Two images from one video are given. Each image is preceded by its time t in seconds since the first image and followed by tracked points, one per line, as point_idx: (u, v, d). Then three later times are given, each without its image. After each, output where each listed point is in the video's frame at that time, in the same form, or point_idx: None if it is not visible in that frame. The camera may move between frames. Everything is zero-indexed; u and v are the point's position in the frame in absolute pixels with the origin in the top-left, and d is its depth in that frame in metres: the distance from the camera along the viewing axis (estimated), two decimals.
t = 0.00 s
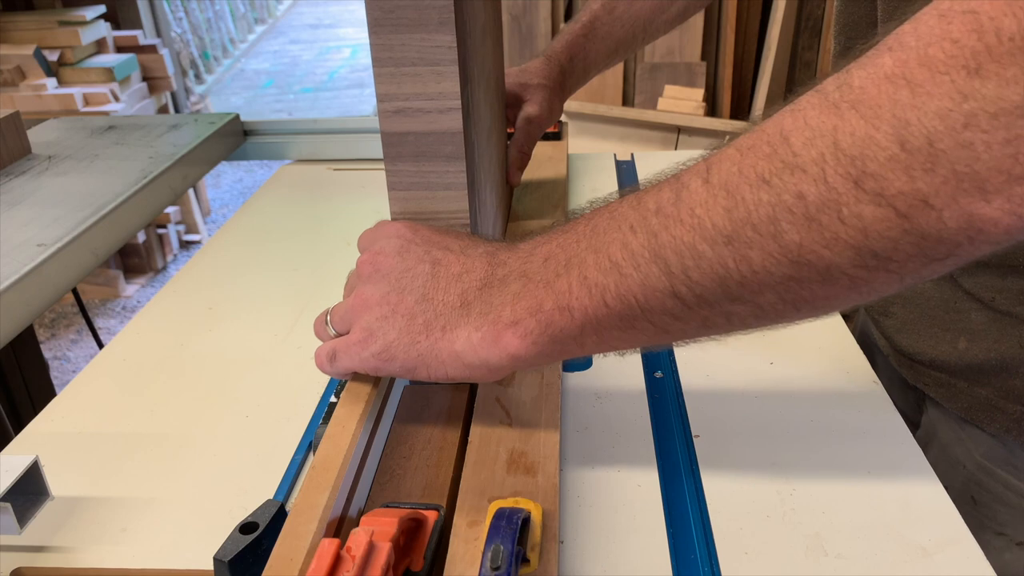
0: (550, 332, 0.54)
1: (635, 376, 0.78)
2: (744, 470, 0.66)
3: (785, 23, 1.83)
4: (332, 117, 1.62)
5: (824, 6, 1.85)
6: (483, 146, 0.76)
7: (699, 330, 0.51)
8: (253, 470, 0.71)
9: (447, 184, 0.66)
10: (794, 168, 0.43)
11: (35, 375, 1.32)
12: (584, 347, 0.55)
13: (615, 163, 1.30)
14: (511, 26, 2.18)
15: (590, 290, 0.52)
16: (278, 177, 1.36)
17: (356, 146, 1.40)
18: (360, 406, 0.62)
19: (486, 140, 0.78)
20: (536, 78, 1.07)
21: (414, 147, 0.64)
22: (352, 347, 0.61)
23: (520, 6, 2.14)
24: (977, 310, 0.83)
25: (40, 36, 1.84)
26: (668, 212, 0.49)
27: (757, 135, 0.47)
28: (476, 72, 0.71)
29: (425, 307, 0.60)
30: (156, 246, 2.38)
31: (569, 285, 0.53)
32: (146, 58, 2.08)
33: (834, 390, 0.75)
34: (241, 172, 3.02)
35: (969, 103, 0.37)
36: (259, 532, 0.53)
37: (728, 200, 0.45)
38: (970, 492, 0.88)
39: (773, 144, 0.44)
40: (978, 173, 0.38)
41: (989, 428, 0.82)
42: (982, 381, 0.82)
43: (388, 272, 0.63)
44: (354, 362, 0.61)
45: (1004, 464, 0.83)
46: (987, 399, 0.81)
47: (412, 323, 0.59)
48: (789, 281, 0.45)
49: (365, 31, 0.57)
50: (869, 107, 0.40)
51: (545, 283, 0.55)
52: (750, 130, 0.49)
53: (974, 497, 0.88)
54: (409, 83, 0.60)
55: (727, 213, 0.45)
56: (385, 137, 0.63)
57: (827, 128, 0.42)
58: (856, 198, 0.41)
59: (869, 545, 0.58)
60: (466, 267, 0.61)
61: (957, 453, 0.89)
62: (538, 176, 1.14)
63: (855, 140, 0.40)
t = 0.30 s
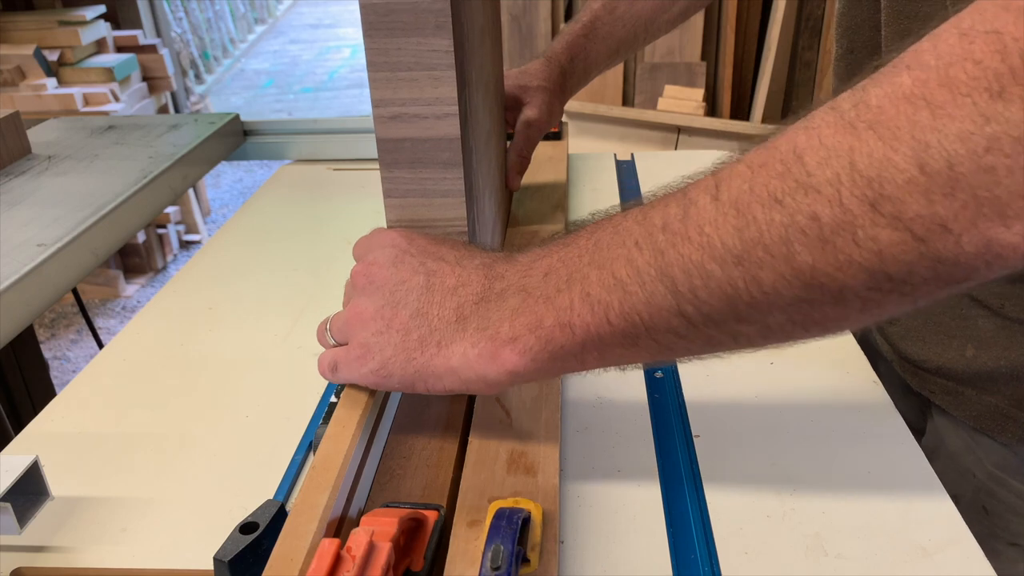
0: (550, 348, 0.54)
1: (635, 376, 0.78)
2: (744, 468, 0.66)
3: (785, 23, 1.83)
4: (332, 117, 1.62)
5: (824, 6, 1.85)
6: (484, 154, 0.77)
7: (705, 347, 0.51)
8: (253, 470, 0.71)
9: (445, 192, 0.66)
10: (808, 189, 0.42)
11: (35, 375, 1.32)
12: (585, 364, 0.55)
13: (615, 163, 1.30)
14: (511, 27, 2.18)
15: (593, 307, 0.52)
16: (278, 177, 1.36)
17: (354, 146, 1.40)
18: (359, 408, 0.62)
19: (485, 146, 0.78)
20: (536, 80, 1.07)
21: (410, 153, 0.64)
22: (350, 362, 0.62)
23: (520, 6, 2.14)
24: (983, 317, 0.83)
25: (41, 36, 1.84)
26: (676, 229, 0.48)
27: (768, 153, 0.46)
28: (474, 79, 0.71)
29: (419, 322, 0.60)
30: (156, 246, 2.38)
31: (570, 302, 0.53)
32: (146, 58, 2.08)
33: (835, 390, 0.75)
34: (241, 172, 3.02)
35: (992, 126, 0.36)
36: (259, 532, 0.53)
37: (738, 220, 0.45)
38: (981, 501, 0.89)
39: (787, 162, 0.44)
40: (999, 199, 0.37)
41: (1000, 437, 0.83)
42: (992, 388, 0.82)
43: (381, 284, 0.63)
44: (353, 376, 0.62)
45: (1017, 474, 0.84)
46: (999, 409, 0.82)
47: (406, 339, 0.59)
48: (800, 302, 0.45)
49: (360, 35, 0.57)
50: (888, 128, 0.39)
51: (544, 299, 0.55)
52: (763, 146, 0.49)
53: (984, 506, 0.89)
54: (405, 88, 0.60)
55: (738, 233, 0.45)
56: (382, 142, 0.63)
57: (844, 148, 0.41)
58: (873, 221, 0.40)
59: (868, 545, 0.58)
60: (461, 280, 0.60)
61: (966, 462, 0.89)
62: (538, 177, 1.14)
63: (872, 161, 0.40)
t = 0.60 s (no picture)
0: (553, 357, 0.54)
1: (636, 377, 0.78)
2: (744, 467, 0.66)
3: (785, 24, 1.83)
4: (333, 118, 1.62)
5: (824, 6, 1.85)
6: (484, 155, 0.77)
7: (708, 360, 0.51)
8: (253, 471, 0.71)
9: (445, 192, 0.66)
10: (814, 211, 0.42)
11: (35, 375, 1.32)
12: (586, 372, 0.55)
13: (615, 163, 1.30)
14: (511, 27, 2.18)
15: (596, 321, 0.52)
16: (277, 177, 1.36)
17: (353, 145, 1.40)
18: (359, 408, 0.62)
19: (485, 146, 0.78)
20: (535, 78, 1.07)
21: (410, 154, 0.64)
22: (352, 366, 0.62)
23: (520, 6, 2.14)
24: (988, 321, 0.84)
25: (40, 36, 1.84)
26: (680, 245, 0.48)
27: (774, 170, 0.46)
28: (475, 79, 0.71)
29: (422, 328, 0.59)
30: (156, 246, 2.38)
31: (573, 314, 0.53)
32: (146, 58, 2.08)
33: (833, 390, 0.75)
34: (241, 172, 3.02)
35: (1000, 155, 0.36)
36: (259, 532, 0.53)
37: (744, 238, 0.45)
38: (1003, 509, 0.87)
39: (792, 182, 0.44)
40: (1006, 227, 0.37)
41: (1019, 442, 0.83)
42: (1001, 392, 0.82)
43: (382, 289, 0.63)
44: (355, 379, 0.62)
45: None
46: (1010, 413, 0.82)
47: (408, 345, 0.59)
48: (802, 320, 0.45)
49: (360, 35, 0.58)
50: (896, 153, 0.40)
51: (546, 309, 0.55)
52: (776, 159, 0.48)
53: (1007, 515, 0.87)
54: (405, 88, 0.60)
55: (743, 252, 0.45)
56: (381, 142, 0.63)
57: (850, 171, 0.41)
58: (878, 245, 0.40)
59: (867, 545, 0.58)
60: (462, 286, 0.60)
61: (985, 470, 0.88)
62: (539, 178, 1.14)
63: (879, 186, 0.40)
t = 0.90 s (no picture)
0: (549, 340, 0.54)
1: (634, 375, 0.78)
2: (743, 465, 0.66)
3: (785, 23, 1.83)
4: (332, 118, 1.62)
5: (824, 6, 1.85)
6: (483, 151, 0.76)
7: (698, 336, 0.51)
8: (252, 470, 0.71)
9: (445, 188, 0.66)
10: (792, 179, 0.42)
11: (35, 375, 1.32)
12: (582, 354, 0.55)
13: (615, 163, 1.30)
14: (511, 27, 2.19)
15: (587, 300, 0.52)
16: (276, 177, 1.36)
17: (354, 146, 1.40)
18: (359, 407, 0.61)
19: (486, 143, 0.78)
20: (534, 76, 1.08)
21: (411, 149, 0.64)
22: (352, 358, 0.62)
23: (520, 6, 2.15)
24: (954, 312, 0.86)
25: (40, 36, 1.84)
26: (667, 222, 0.49)
27: (755, 144, 0.46)
28: (475, 76, 0.71)
29: (423, 316, 0.60)
30: (156, 246, 2.38)
31: (566, 295, 0.53)
32: (146, 58, 2.08)
33: (828, 385, 0.76)
34: (241, 172, 3.02)
35: (970, 113, 0.36)
36: (259, 531, 0.53)
37: (726, 208, 0.45)
38: (988, 487, 0.87)
39: (771, 153, 0.44)
40: (981, 183, 0.37)
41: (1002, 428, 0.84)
42: (978, 381, 0.84)
43: (385, 281, 0.63)
44: (354, 371, 0.62)
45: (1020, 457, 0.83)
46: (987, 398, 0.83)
47: (410, 334, 0.60)
48: (789, 291, 0.45)
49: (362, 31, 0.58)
50: (869, 117, 0.40)
51: (541, 292, 0.55)
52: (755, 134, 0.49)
53: (991, 493, 0.87)
54: (408, 84, 0.60)
55: (726, 223, 0.45)
56: (383, 138, 0.63)
57: (826, 138, 0.41)
58: (856, 209, 0.40)
59: (867, 544, 0.58)
60: (462, 275, 0.61)
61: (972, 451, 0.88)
62: (539, 178, 1.14)
63: (854, 150, 0.40)
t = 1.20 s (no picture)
0: (547, 312, 0.56)
1: (634, 374, 0.78)
2: (742, 465, 0.66)
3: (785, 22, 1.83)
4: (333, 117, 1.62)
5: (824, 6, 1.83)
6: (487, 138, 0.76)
7: (686, 305, 0.53)
8: (252, 469, 0.71)
9: (453, 170, 0.66)
10: (767, 153, 0.45)
11: (35, 375, 1.32)
12: (580, 324, 0.57)
13: (614, 163, 1.30)
14: (511, 26, 2.19)
15: (583, 272, 0.54)
16: (276, 177, 1.36)
17: (357, 145, 1.40)
18: (359, 406, 0.61)
19: (490, 132, 0.78)
20: (536, 68, 1.08)
21: (421, 134, 0.64)
22: (365, 330, 0.65)
23: (520, 6, 2.15)
24: (937, 303, 0.85)
25: (40, 36, 1.84)
26: (655, 198, 0.50)
27: (734, 123, 0.48)
28: (480, 61, 0.71)
29: (432, 291, 0.62)
30: (156, 246, 2.39)
31: (564, 269, 0.55)
32: (146, 58, 2.08)
33: (823, 379, 0.76)
34: (241, 172, 3.02)
35: (926, 87, 0.39)
36: (259, 531, 0.53)
37: (707, 181, 0.47)
38: (971, 474, 0.88)
39: (749, 131, 0.46)
40: (937, 152, 0.39)
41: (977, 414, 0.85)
42: (967, 371, 0.84)
43: (395, 259, 0.65)
44: (367, 343, 0.65)
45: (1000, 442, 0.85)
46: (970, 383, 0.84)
47: (420, 307, 0.62)
48: (767, 259, 0.47)
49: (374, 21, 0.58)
50: (835, 93, 0.42)
51: (540, 267, 0.57)
52: (730, 116, 0.50)
53: (976, 479, 0.88)
54: (418, 72, 0.61)
55: (707, 196, 0.47)
56: (393, 123, 0.63)
57: (797, 115, 0.44)
58: (825, 179, 0.43)
59: (862, 543, 0.58)
60: (468, 252, 0.63)
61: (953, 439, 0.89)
62: (538, 174, 1.14)
63: (823, 125, 0.42)
